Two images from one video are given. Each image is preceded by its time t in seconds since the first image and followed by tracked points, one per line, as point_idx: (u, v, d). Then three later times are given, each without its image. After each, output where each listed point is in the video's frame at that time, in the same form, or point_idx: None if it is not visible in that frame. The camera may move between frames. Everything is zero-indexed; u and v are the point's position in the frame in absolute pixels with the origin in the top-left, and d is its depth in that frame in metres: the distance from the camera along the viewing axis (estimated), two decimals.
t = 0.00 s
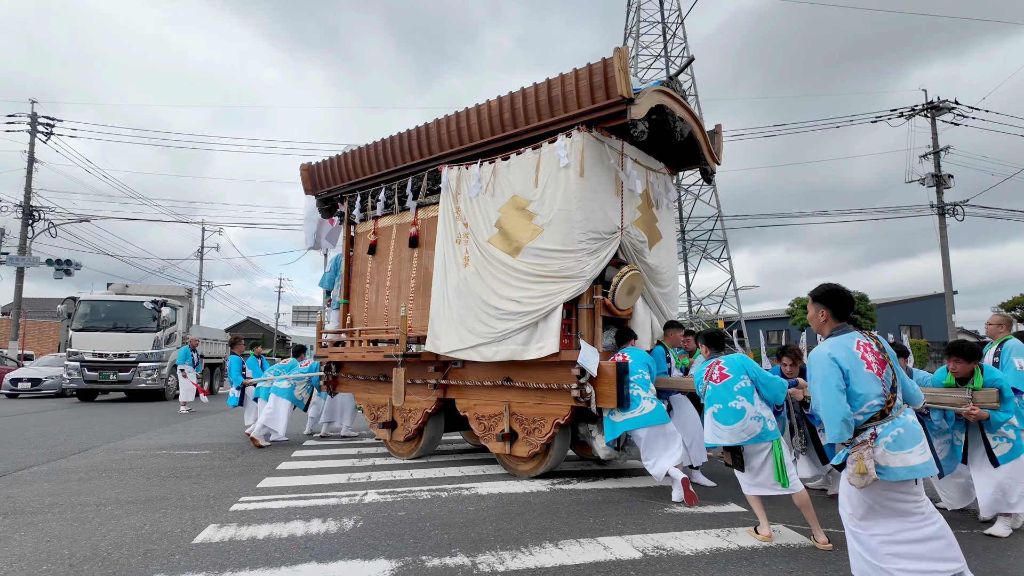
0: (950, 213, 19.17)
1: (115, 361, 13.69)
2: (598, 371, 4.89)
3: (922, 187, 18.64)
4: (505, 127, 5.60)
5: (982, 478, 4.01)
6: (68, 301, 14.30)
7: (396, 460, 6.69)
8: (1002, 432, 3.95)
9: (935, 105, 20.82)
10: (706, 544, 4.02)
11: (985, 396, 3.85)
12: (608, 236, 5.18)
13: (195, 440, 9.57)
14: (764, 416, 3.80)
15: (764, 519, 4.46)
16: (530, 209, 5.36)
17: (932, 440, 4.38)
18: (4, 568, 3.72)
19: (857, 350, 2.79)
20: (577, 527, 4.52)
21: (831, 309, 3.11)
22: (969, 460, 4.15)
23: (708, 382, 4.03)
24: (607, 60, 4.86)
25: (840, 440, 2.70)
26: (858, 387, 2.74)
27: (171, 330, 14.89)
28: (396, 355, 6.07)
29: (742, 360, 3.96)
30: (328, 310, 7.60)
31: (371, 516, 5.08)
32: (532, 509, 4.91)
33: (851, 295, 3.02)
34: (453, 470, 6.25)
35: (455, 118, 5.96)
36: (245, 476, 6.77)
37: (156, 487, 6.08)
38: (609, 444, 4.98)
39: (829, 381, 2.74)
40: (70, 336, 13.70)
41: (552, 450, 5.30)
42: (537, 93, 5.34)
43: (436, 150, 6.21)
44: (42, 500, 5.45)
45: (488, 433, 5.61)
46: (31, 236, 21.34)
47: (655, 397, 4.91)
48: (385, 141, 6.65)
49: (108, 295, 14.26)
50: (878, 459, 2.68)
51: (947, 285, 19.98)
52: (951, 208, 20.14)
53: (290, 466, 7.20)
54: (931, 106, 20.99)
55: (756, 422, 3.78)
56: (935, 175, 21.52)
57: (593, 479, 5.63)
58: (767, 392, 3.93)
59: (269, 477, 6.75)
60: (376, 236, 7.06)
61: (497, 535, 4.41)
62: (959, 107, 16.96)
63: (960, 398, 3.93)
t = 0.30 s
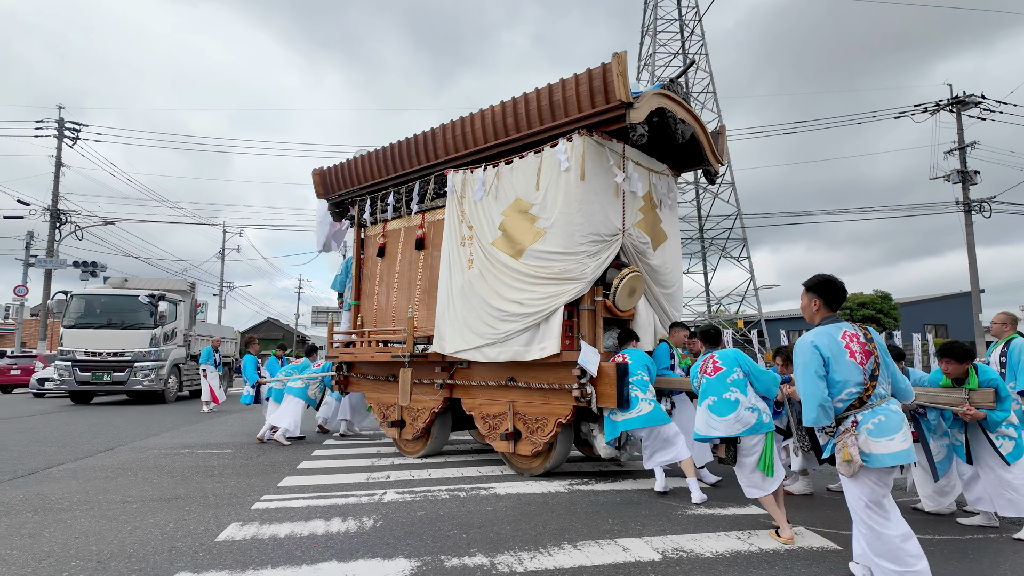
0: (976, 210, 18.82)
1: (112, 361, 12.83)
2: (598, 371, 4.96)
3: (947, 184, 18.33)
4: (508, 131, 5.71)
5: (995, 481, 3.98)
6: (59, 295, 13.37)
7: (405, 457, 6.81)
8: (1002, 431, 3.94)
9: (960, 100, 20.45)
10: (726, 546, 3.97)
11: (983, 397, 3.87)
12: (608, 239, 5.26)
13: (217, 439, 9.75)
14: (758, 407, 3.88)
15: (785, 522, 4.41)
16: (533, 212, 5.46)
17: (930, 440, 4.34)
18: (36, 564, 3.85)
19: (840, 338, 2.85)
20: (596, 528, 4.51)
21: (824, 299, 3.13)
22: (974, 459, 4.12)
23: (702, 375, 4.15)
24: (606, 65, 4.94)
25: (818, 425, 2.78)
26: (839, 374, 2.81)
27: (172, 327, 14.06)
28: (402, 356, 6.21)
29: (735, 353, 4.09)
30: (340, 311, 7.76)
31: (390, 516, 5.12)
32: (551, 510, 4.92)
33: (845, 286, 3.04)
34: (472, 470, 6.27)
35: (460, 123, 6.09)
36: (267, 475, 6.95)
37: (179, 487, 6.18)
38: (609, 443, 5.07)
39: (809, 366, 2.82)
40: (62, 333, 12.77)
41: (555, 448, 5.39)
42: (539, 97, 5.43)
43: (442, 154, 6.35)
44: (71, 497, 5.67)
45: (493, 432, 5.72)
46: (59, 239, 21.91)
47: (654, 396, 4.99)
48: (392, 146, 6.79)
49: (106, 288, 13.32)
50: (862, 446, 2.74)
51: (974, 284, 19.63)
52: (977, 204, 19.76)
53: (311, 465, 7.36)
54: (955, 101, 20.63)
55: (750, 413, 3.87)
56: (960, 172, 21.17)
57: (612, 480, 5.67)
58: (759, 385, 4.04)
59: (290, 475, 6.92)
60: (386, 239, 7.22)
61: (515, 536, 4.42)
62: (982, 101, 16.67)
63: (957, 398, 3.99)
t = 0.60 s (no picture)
0: (999, 207, 18.50)
1: (98, 359, 11.95)
2: (598, 371, 5.05)
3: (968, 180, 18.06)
4: (509, 136, 5.84)
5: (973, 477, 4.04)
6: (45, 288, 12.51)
7: (412, 455, 6.95)
8: (991, 431, 3.99)
9: (979, 95, 20.16)
10: (745, 549, 3.84)
11: (976, 396, 3.90)
12: (607, 241, 5.36)
13: (235, 439, 9.89)
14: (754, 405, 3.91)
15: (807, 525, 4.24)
16: (533, 214, 5.57)
17: (926, 437, 4.37)
18: (59, 560, 3.94)
19: (814, 338, 3.09)
20: (612, 529, 4.48)
21: (807, 299, 3.23)
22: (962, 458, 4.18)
23: (699, 374, 4.15)
24: (604, 70, 5.04)
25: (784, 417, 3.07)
26: (808, 372, 3.07)
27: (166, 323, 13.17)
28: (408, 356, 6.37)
29: (731, 354, 4.10)
30: (349, 312, 7.92)
31: (406, 515, 5.13)
32: (566, 511, 4.92)
33: (826, 286, 3.15)
34: (487, 471, 6.28)
35: (463, 128, 6.23)
36: (284, 474, 7.10)
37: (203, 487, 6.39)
38: (607, 442, 5.17)
39: (780, 361, 3.10)
40: (43, 328, 11.94)
41: (556, 446, 5.49)
42: (539, 103, 5.55)
43: (447, 158, 6.50)
44: (94, 495, 5.88)
45: (495, 430, 5.83)
46: (79, 241, 22.34)
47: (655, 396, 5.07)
48: (398, 151, 6.95)
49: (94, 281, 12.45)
50: (828, 443, 2.98)
51: (997, 282, 19.33)
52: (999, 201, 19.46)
53: (327, 464, 7.50)
54: (976, 97, 20.34)
55: (747, 411, 3.89)
56: (981, 168, 20.84)
57: (628, 481, 5.69)
58: (755, 383, 4.05)
59: (307, 475, 7.03)
60: (392, 242, 7.37)
61: (531, 536, 4.40)
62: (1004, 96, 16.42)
63: (949, 398, 3.99)
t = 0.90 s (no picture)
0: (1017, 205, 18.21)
1: (72, 358, 10.86)
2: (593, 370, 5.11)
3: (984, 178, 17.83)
4: (508, 139, 5.96)
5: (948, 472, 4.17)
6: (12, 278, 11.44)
7: (415, 452, 7.09)
8: (977, 431, 4.02)
9: (997, 92, 19.88)
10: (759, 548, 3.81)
11: (964, 394, 3.93)
12: (604, 242, 5.45)
13: (249, 438, 10.00)
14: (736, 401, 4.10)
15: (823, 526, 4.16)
16: (531, 216, 5.67)
17: (916, 436, 4.46)
18: (78, 557, 4.01)
19: (783, 339, 3.19)
20: (624, 529, 4.40)
21: (772, 301, 3.36)
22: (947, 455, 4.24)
23: (685, 369, 4.28)
24: (600, 75, 5.14)
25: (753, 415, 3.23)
26: (778, 372, 3.18)
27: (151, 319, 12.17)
28: (411, 355, 6.50)
29: (718, 350, 4.25)
30: (354, 313, 8.05)
31: (419, 514, 5.09)
32: (578, 511, 4.87)
33: (791, 287, 3.26)
34: (497, 470, 6.25)
35: (464, 132, 6.35)
36: (298, 472, 7.25)
37: (215, 484, 6.65)
38: (603, 440, 5.28)
39: (748, 362, 3.21)
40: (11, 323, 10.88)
41: (554, 444, 5.58)
42: (537, 107, 5.66)
43: (448, 161, 6.63)
44: (111, 493, 6.06)
45: (495, 428, 5.95)
46: (96, 242, 22.70)
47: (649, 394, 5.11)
48: (401, 154, 7.09)
49: (71, 270, 11.48)
50: (793, 439, 3.13)
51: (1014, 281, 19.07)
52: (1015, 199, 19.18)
53: (340, 464, 7.61)
54: (991, 93, 20.06)
55: (729, 407, 4.08)
56: (998, 166, 20.56)
57: (640, 482, 5.68)
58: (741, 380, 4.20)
59: (321, 474, 7.14)
60: (396, 243, 7.50)
61: (543, 536, 4.34)
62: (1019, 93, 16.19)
63: (938, 396, 4.02)
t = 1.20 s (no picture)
0: None
1: (33, 357, 9.58)
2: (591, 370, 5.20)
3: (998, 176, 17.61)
4: (508, 143, 6.07)
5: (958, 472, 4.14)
6: None
7: (417, 450, 7.23)
8: (974, 427, 4.11)
9: (1013, 87, 19.57)
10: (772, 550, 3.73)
11: (951, 395, 4.01)
12: (601, 244, 5.54)
13: (260, 438, 10.09)
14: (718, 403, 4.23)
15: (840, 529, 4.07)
16: (530, 218, 5.77)
17: (908, 436, 4.54)
18: (95, 555, 4.12)
19: (761, 347, 3.30)
20: (637, 529, 4.32)
21: (744, 309, 3.50)
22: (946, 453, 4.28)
23: (673, 366, 4.46)
24: (597, 80, 5.23)
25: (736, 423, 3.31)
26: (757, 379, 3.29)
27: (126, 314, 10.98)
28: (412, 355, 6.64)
29: (707, 351, 4.38)
30: (358, 313, 8.18)
31: (431, 513, 5.04)
32: (590, 511, 4.82)
33: (758, 294, 3.42)
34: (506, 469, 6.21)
35: (464, 136, 6.47)
36: (311, 471, 7.39)
37: (229, 482, 6.86)
38: (601, 439, 5.36)
39: (728, 370, 3.32)
40: None
41: (552, 443, 5.68)
42: (536, 112, 5.76)
43: (450, 164, 6.74)
44: (127, 491, 6.25)
45: (495, 426, 6.05)
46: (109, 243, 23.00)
47: (647, 392, 5.20)
48: (404, 158, 7.22)
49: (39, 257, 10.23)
50: (773, 443, 3.25)
51: None
52: None
53: (351, 462, 7.77)
54: (1006, 89, 19.78)
55: (709, 408, 4.23)
56: (1012, 162, 20.30)
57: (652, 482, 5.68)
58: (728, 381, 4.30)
59: (333, 472, 7.30)
60: (399, 245, 7.62)
61: (556, 536, 4.27)
62: None
63: (926, 396, 4.06)
